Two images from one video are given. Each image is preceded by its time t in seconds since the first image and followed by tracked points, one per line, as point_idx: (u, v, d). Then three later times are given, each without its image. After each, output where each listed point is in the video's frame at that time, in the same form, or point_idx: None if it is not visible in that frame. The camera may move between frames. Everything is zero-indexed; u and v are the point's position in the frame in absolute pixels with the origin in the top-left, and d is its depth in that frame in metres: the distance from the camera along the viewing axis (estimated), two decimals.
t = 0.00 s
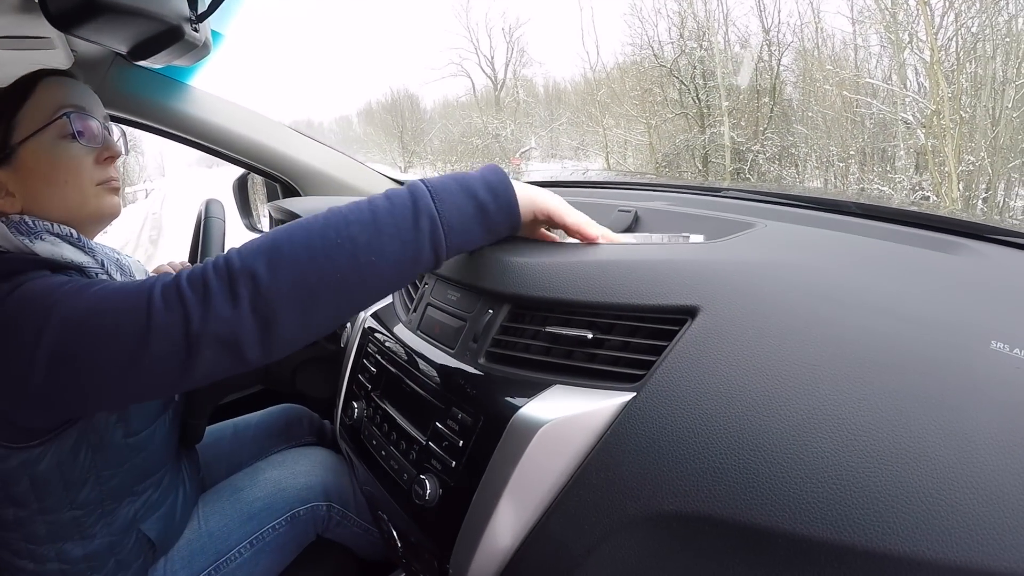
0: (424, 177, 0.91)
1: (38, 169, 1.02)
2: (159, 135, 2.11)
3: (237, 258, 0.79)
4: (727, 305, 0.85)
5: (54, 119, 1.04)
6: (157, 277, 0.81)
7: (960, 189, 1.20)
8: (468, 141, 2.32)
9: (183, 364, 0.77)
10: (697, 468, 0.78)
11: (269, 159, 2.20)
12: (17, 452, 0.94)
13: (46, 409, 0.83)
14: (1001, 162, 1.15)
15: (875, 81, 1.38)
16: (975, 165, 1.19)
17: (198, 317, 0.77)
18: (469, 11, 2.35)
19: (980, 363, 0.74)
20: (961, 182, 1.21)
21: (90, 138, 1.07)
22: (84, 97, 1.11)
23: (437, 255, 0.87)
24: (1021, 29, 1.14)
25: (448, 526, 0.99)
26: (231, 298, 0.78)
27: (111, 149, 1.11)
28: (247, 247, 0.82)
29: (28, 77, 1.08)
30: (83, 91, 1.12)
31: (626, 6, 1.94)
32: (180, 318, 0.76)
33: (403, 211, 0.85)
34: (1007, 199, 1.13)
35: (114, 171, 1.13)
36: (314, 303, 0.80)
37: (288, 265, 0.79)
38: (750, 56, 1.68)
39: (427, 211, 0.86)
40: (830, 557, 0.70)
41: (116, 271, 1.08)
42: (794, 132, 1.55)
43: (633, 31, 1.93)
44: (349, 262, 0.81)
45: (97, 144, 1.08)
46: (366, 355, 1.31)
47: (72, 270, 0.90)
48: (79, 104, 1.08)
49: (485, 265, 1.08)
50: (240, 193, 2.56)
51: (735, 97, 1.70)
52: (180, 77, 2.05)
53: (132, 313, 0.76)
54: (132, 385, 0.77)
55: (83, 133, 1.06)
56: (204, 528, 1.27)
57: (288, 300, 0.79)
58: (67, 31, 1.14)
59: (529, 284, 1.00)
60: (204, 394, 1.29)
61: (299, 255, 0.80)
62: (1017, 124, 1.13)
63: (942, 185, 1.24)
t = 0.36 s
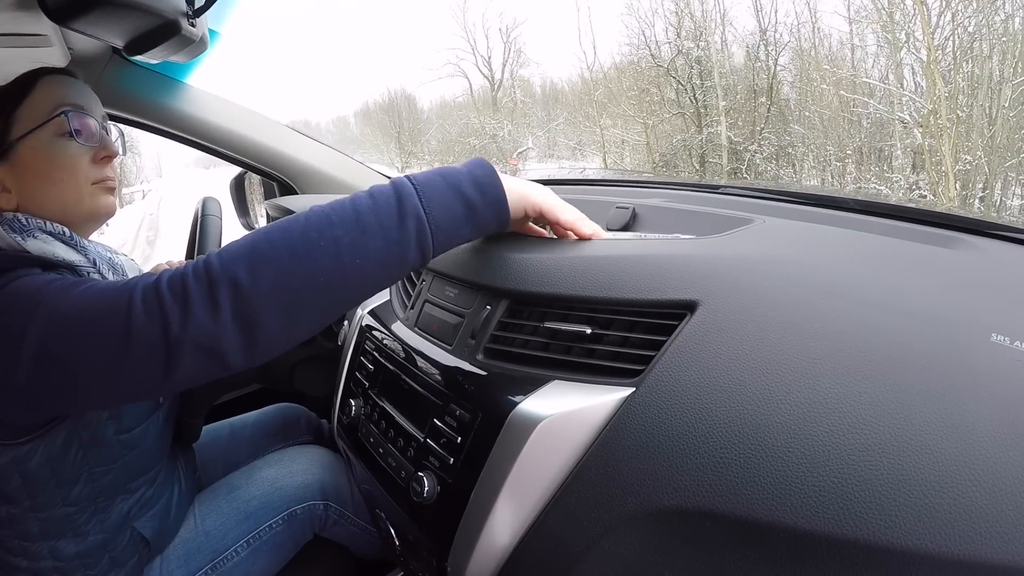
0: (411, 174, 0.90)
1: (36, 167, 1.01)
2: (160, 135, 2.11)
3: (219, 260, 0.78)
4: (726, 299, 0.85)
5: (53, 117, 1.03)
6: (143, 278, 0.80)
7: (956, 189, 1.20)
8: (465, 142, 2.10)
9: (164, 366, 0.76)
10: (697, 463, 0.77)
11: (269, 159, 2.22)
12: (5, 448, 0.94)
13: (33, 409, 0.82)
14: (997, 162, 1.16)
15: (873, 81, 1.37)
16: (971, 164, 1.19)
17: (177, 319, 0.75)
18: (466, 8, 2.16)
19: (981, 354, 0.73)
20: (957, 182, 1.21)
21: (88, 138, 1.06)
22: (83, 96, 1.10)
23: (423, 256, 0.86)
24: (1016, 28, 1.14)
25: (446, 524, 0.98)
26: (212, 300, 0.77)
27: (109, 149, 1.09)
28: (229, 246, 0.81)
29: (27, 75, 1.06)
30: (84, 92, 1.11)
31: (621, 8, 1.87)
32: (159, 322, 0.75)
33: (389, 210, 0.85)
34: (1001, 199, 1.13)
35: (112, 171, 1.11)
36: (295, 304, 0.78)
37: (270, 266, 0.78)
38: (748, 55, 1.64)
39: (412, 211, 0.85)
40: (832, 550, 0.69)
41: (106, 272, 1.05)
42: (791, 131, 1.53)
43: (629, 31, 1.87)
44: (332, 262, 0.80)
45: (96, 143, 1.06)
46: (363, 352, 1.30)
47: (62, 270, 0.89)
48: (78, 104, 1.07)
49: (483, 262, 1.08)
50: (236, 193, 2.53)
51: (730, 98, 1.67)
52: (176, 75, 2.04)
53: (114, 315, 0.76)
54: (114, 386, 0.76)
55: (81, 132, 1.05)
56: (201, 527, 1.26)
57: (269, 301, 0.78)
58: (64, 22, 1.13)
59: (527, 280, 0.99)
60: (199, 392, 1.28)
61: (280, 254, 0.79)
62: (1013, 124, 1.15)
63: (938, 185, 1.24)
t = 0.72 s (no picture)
0: (403, 169, 0.92)
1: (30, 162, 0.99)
2: (156, 135, 2.10)
3: (230, 259, 0.78)
4: (724, 297, 0.84)
5: (46, 110, 1.01)
6: (152, 279, 0.80)
7: (954, 188, 1.20)
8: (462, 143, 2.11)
9: (182, 366, 0.77)
10: (696, 461, 0.77)
11: (267, 159, 2.21)
12: (5, 451, 0.93)
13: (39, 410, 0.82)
14: (994, 161, 1.14)
15: (870, 81, 1.38)
16: (968, 164, 1.18)
17: (195, 321, 0.76)
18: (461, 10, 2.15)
19: (979, 353, 0.72)
20: (954, 181, 1.20)
21: (81, 130, 1.05)
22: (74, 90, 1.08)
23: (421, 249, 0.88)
24: (1014, 28, 1.13)
25: (444, 523, 0.97)
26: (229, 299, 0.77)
27: (102, 141, 1.08)
28: (237, 245, 0.81)
29: (16, 72, 1.04)
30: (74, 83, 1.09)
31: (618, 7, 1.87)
32: (176, 324, 0.76)
33: (390, 204, 0.86)
34: (997, 200, 1.12)
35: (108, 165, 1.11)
36: (308, 301, 0.80)
37: (284, 264, 0.79)
38: (745, 55, 1.65)
39: (410, 204, 0.87)
40: (832, 547, 0.69)
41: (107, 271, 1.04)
42: (789, 131, 1.53)
43: (627, 31, 1.86)
44: (341, 260, 0.81)
45: (89, 136, 1.05)
46: (360, 352, 1.29)
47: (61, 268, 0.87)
48: (70, 96, 1.05)
49: (480, 260, 1.07)
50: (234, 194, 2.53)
51: (727, 99, 1.66)
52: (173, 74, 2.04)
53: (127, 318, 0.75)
54: (131, 389, 0.76)
55: (75, 125, 1.04)
56: (199, 528, 1.26)
57: (284, 299, 0.78)
58: (61, 20, 1.12)
59: (524, 278, 0.99)
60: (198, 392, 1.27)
61: (291, 251, 0.80)
62: (1010, 123, 1.12)
63: (935, 185, 1.24)
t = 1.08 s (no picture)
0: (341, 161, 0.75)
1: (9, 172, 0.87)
2: (154, 132, 2.12)
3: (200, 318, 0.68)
4: (723, 291, 0.85)
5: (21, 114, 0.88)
6: (137, 322, 0.71)
7: (950, 189, 1.22)
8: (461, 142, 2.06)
9: (169, 429, 0.70)
10: (697, 450, 0.78)
11: (265, 158, 2.24)
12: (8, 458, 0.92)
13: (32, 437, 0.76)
14: (990, 160, 1.16)
15: (867, 80, 1.38)
16: (965, 163, 1.21)
17: (173, 389, 0.68)
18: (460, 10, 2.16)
19: (969, 344, 0.73)
20: (951, 181, 1.22)
21: (64, 130, 0.91)
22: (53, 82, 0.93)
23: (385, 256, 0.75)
24: (1010, 28, 1.14)
25: (449, 514, 0.98)
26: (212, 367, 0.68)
27: (89, 134, 0.95)
28: (213, 295, 0.70)
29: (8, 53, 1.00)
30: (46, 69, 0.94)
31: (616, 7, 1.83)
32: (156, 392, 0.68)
33: (341, 215, 0.72)
34: (994, 199, 1.14)
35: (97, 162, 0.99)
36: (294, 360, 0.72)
37: (264, 331, 0.69)
38: (742, 56, 1.65)
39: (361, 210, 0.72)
40: (830, 532, 0.70)
41: (101, 273, 0.92)
42: (785, 132, 1.53)
43: (624, 31, 1.83)
44: (309, 299, 0.70)
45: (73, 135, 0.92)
46: (363, 348, 1.30)
47: (49, 283, 0.80)
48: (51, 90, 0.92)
49: (483, 256, 1.09)
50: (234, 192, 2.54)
51: (725, 98, 1.69)
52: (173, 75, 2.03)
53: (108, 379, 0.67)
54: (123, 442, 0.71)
55: (55, 125, 0.90)
56: (202, 524, 1.26)
57: (265, 352, 0.69)
58: (74, 16, 1.12)
59: (527, 273, 1.00)
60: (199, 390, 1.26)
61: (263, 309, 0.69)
62: (1006, 122, 1.14)
63: (931, 184, 1.25)
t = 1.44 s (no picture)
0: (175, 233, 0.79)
1: None
2: (146, 126, 2.10)
3: (148, 413, 0.69)
4: (727, 280, 0.86)
5: None
6: (108, 405, 0.69)
7: (948, 186, 1.18)
8: (458, 142, 2.18)
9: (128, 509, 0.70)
10: (700, 431, 0.79)
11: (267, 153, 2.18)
12: None
13: None
14: (989, 160, 1.12)
15: (865, 80, 1.30)
16: (964, 163, 1.15)
17: (140, 473, 0.68)
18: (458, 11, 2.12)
19: (966, 330, 0.74)
20: (949, 180, 1.18)
21: (20, 135, 0.78)
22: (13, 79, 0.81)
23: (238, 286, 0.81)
24: (1010, 27, 1.08)
25: (460, 501, 0.99)
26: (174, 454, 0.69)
27: (50, 137, 0.82)
28: (154, 377, 0.71)
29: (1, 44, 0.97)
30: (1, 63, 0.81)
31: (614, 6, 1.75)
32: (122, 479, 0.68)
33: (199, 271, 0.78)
34: (993, 198, 1.12)
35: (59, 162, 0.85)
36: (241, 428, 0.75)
37: (214, 405, 0.72)
38: (740, 57, 1.56)
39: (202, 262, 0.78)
40: (830, 508, 0.71)
41: (72, 289, 0.82)
42: (784, 132, 1.46)
43: (621, 31, 1.76)
44: (222, 358, 0.75)
45: (31, 141, 0.79)
46: (370, 341, 1.31)
47: (10, 314, 0.73)
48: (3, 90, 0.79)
49: (490, 248, 1.10)
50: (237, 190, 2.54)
51: (722, 97, 1.61)
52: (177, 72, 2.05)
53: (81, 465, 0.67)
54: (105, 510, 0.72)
55: (9, 129, 0.77)
56: (207, 520, 1.20)
57: (214, 425, 0.72)
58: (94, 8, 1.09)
59: (534, 264, 1.01)
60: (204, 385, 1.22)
61: (196, 377, 0.72)
62: (1006, 121, 1.09)
63: (930, 183, 1.20)
